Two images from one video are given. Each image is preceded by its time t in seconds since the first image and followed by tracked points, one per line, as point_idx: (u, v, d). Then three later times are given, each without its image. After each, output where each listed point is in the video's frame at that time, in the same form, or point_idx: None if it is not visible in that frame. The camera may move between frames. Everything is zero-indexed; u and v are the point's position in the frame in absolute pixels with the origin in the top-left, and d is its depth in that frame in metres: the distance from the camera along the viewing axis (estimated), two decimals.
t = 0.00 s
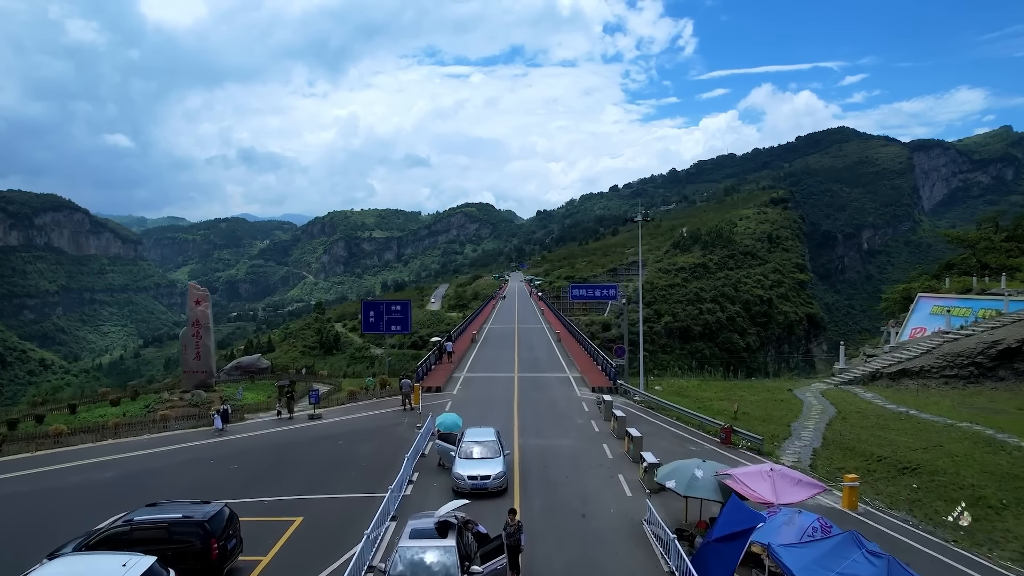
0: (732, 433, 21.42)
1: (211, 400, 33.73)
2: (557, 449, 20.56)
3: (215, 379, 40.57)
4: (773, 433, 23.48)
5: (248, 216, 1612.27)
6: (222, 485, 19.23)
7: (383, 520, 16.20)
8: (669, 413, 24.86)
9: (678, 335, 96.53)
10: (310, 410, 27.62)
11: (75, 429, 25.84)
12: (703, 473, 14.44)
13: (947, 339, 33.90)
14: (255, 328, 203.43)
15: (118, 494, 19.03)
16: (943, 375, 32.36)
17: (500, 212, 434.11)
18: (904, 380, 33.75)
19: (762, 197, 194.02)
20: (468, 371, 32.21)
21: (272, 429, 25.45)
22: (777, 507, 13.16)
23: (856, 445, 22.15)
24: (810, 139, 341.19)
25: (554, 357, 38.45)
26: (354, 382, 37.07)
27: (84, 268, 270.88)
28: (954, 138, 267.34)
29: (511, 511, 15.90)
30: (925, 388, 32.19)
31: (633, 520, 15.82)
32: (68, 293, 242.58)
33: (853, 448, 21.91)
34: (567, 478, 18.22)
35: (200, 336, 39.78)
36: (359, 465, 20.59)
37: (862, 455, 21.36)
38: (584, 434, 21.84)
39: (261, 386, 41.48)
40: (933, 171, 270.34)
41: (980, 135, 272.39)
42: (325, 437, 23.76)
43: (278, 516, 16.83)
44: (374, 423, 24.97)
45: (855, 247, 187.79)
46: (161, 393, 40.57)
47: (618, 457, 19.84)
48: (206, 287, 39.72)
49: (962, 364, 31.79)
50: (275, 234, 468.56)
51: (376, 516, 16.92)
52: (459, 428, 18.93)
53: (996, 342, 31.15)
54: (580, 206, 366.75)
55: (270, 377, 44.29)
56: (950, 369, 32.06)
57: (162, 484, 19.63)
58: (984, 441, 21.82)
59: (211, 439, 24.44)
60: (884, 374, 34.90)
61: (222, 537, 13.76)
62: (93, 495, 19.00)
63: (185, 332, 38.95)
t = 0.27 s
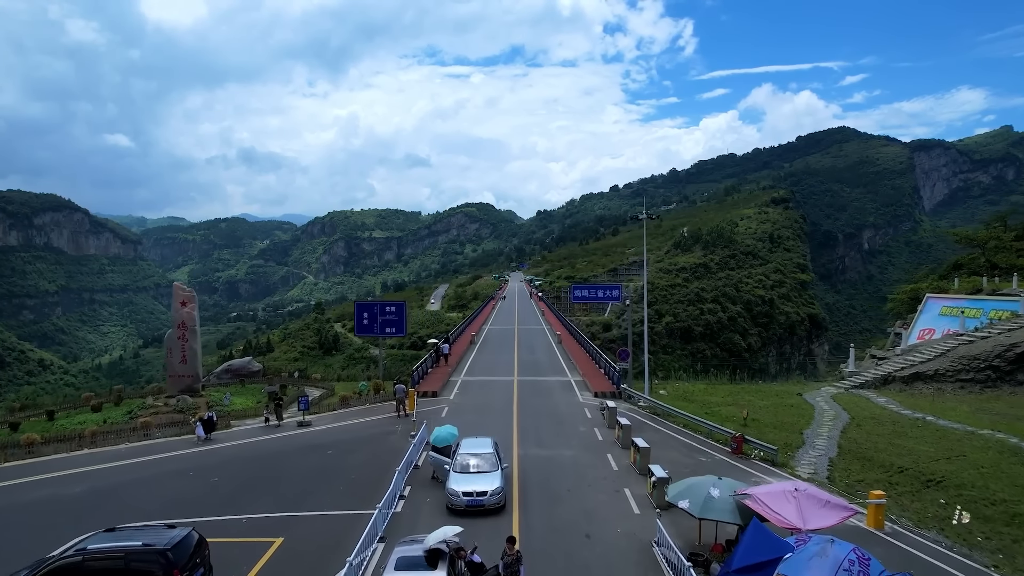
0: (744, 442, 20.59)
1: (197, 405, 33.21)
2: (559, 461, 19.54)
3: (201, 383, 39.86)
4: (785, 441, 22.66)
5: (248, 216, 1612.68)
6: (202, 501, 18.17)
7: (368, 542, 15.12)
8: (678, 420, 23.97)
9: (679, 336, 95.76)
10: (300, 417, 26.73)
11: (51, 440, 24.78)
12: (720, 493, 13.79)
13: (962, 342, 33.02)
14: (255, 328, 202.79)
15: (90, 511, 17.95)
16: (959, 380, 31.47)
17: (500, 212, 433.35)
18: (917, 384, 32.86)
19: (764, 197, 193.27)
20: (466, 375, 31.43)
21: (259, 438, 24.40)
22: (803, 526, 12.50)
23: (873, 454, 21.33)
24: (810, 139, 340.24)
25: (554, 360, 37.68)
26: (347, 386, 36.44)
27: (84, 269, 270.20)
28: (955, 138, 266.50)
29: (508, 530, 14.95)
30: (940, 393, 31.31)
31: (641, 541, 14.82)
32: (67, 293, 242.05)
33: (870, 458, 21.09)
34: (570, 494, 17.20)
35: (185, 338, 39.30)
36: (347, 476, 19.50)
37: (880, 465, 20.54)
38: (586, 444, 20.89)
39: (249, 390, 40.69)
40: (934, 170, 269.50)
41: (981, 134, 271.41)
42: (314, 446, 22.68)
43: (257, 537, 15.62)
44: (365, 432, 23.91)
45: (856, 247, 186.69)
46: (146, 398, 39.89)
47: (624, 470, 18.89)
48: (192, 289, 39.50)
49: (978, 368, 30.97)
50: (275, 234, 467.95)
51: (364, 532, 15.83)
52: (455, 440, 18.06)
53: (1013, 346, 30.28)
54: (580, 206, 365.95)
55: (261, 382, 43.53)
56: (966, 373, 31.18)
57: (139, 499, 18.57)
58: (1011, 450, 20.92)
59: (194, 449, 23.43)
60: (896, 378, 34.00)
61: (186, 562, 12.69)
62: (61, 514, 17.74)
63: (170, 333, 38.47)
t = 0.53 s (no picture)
0: (756, 452, 19.68)
1: (182, 411, 32.52)
2: (562, 477, 18.48)
3: (187, 389, 39.01)
4: (799, 450, 21.75)
5: (247, 216, 1612.29)
6: (178, 517, 16.75)
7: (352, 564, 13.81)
8: (687, 428, 23.07)
9: (680, 336, 95.02)
10: (288, 424, 25.70)
11: (21, 448, 23.39)
12: (739, 517, 13.15)
13: (979, 345, 31.94)
14: (254, 328, 202.12)
15: (55, 526, 16.51)
16: (976, 384, 30.41)
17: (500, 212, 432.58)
18: (932, 388, 31.76)
19: (765, 196, 192.61)
20: (463, 378, 30.55)
21: (245, 446, 23.07)
22: (838, 559, 11.57)
23: (894, 465, 20.36)
24: (811, 139, 339.34)
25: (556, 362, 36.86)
26: (339, 391, 35.62)
27: (83, 269, 269.52)
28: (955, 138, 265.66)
29: (505, 552, 14.03)
30: (956, 397, 30.24)
31: (651, 565, 13.74)
32: (67, 293, 241.59)
33: (891, 469, 20.11)
34: (571, 515, 16.17)
35: (170, 341, 38.61)
36: (335, 490, 18.11)
37: (902, 476, 19.56)
38: (588, 454, 19.98)
39: (236, 395, 39.76)
40: (934, 170, 268.58)
41: (981, 134, 270.37)
42: (300, 457, 21.29)
43: (231, 561, 14.12)
44: (356, 440, 22.66)
45: (856, 247, 185.71)
46: (130, 404, 39.01)
47: (630, 486, 17.97)
48: (178, 290, 38.97)
49: (996, 372, 29.94)
50: (275, 234, 467.71)
51: (349, 554, 14.54)
52: (448, 453, 17.16)
53: None
54: (580, 206, 365.20)
55: (251, 387, 42.71)
56: (983, 377, 30.14)
57: (109, 514, 17.13)
58: None
59: (174, 459, 22.02)
60: (911, 382, 32.85)
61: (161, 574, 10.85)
62: (17, 530, 16.11)
63: (155, 334, 37.84)
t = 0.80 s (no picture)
0: (772, 464, 18.34)
1: (164, 418, 31.74)
2: (564, 491, 17.18)
3: (171, 394, 38.13)
4: (815, 461, 20.55)
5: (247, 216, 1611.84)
6: (148, 536, 15.31)
7: None
8: (696, 437, 21.81)
9: (681, 337, 94.09)
10: (275, 431, 24.54)
11: None
12: (766, 546, 12.63)
13: (995, 348, 30.68)
14: (254, 329, 201.63)
15: (13, 545, 15.07)
16: (994, 389, 29.12)
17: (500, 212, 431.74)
18: (948, 393, 30.47)
19: (766, 196, 191.88)
20: (460, 383, 29.53)
21: (228, 457, 21.67)
22: None
23: (916, 477, 19.10)
24: (811, 139, 338.31)
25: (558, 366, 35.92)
26: (331, 396, 34.67)
27: (83, 269, 268.92)
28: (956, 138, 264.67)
29: None
30: (973, 403, 28.97)
31: None
32: (66, 293, 241.00)
33: (913, 481, 18.85)
34: (575, 535, 14.82)
35: (154, 345, 37.74)
36: (322, 507, 16.68)
37: (927, 490, 18.24)
38: (592, 467, 18.70)
39: (222, 400, 38.87)
40: (935, 170, 267.70)
41: (982, 134, 269.31)
42: (287, 469, 19.90)
43: None
44: (346, 450, 21.32)
45: (858, 247, 184.11)
46: (115, 408, 38.34)
47: (638, 500, 16.66)
48: (162, 291, 38.20)
49: (1015, 376, 28.65)
50: (275, 234, 467.32)
51: None
52: (440, 467, 15.90)
53: None
54: (580, 206, 364.43)
55: (241, 391, 41.77)
56: (1002, 381, 28.84)
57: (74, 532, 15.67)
58: None
59: (151, 471, 20.59)
60: (925, 388, 31.54)
61: None
62: None
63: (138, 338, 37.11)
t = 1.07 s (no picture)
0: (790, 478, 17.17)
1: (146, 425, 30.74)
2: (568, 506, 15.93)
3: (154, 399, 37.14)
4: (832, 471, 19.60)
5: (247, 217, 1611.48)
6: (118, 560, 14.25)
7: None
8: (706, 447, 20.68)
9: (683, 337, 93.19)
10: (260, 440, 23.40)
11: None
12: None
13: (1015, 352, 29.60)
14: (254, 329, 200.99)
15: None
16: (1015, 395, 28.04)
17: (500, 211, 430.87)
18: (966, 398, 29.36)
19: (767, 196, 191.12)
20: (457, 388, 28.60)
21: (211, 469, 20.60)
22: None
23: (945, 491, 18.07)
24: (812, 138, 337.36)
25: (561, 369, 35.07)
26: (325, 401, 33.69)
27: (82, 269, 268.13)
28: (956, 137, 263.73)
29: None
30: (993, 409, 27.91)
31: None
32: (65, 293, 240.34)
33: (941, 496, 17.79)
34: (580, 557, 13.57)
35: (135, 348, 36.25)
36: (301, 527, 15.63)
37: (957, 506, 17.23)
38: (597, 480, 17.45)
39: (208, 406, 37.14)
40: (935, 170, 266.80)
41: (983, 134, 268.33)
42: (269, 484, 18.80)
43: None
44: (334, 462, 20.20)
45: (858, 247, 183.94)
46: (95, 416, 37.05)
47: (649, 518, 15.36)
48: (144, 292, 37.03)
49: None
50: (275, 234, 466.73)
51: None
52: (434, 485, 14.60)
53: None
54: (580, 206, 363.64)
55: (230, 396, 40.72)
56: None
57: (32, 559, 14.59)
58: None
59: (126, 485, 19.55)
60: (941, 391, 30.41)
61: None
62: None
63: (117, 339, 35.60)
